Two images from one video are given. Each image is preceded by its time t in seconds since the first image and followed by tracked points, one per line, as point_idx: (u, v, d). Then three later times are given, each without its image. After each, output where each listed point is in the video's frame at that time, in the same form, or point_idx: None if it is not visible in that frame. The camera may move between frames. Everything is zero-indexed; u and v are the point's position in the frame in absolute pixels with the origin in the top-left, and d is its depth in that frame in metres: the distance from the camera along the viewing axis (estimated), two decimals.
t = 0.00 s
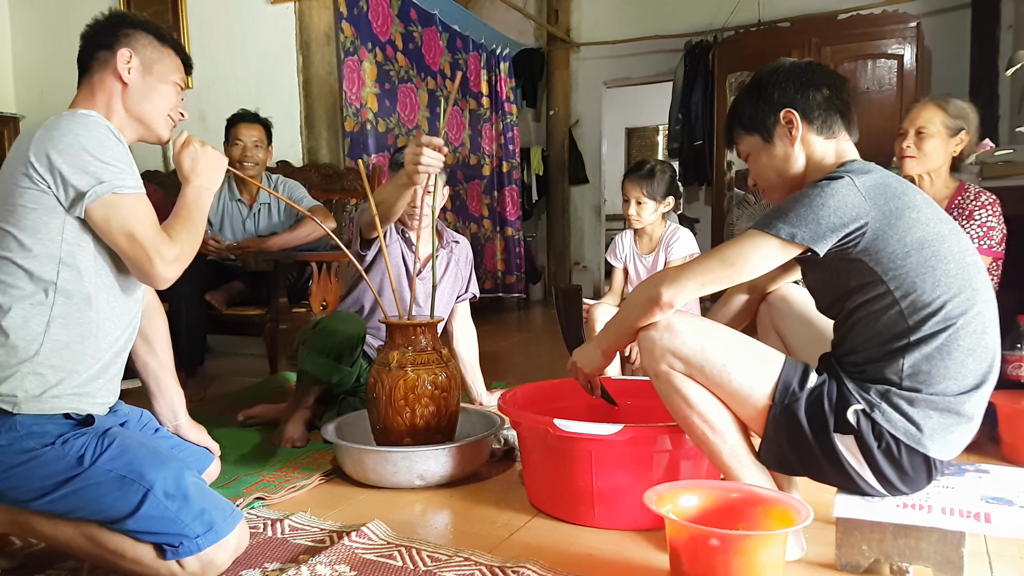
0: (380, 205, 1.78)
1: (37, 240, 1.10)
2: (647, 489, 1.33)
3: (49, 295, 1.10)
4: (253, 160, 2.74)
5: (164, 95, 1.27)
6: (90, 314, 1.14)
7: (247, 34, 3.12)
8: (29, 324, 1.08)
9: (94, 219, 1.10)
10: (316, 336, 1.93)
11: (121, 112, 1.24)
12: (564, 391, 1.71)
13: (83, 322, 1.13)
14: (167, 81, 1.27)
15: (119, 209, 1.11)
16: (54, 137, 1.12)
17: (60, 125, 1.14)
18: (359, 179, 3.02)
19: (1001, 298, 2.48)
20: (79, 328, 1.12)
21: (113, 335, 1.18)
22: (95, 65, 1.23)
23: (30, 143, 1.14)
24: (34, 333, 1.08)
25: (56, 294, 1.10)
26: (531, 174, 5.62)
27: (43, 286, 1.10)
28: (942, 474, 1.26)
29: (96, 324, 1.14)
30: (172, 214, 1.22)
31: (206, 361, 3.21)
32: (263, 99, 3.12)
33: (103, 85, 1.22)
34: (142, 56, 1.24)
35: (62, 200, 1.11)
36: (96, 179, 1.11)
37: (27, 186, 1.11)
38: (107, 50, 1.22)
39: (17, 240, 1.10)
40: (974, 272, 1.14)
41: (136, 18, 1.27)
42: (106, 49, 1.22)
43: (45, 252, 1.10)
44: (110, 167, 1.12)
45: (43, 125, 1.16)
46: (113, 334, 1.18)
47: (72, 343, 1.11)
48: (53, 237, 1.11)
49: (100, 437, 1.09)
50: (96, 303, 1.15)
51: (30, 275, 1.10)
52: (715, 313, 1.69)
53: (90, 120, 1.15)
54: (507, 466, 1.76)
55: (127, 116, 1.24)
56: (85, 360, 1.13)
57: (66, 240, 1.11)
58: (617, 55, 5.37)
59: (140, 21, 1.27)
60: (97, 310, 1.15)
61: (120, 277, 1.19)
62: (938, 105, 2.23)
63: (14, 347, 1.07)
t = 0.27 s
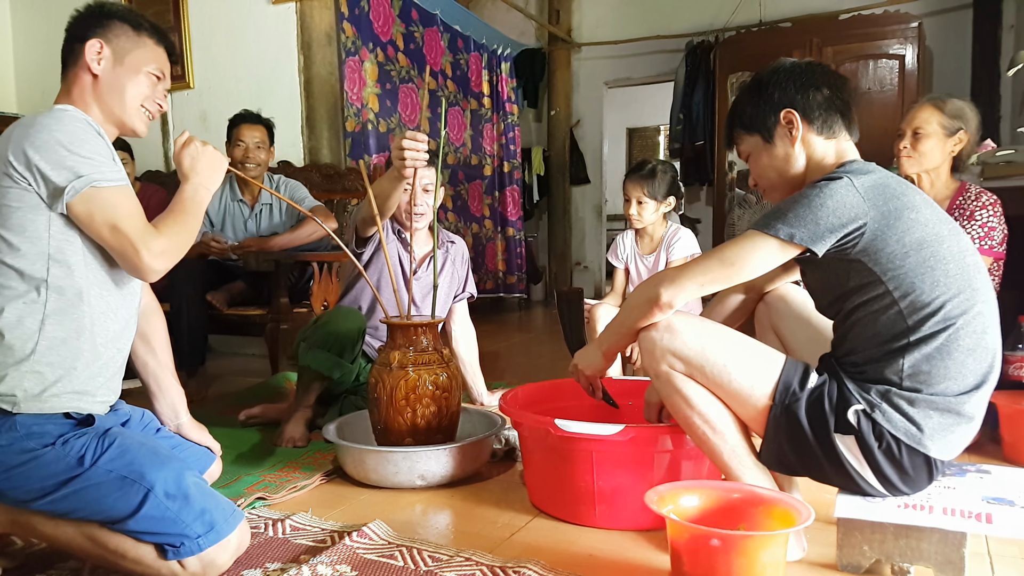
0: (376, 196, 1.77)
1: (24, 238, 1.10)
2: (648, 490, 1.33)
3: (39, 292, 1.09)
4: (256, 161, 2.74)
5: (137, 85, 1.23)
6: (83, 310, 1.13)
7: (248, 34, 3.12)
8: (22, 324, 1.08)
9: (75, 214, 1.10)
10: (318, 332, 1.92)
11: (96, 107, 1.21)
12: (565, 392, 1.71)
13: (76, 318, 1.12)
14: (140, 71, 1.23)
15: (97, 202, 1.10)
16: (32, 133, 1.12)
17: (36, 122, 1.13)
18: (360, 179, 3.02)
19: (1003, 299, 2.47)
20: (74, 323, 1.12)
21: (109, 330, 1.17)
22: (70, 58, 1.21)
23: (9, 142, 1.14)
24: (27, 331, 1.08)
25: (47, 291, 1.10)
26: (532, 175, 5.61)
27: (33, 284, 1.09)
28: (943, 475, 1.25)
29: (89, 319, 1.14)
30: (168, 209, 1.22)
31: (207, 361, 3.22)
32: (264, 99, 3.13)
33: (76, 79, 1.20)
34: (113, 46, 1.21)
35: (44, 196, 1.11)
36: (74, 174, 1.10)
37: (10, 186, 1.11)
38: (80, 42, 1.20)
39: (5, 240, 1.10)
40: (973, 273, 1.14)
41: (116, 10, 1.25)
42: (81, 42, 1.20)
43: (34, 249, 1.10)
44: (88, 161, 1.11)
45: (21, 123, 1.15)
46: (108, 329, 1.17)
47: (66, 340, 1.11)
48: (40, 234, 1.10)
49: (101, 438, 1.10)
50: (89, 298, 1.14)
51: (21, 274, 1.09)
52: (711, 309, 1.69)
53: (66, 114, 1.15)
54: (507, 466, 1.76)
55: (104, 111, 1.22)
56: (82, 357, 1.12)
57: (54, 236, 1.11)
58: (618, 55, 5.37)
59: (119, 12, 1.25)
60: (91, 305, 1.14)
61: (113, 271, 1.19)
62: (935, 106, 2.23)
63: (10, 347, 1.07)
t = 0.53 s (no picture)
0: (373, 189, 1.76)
1: (14, 237, 1.09)
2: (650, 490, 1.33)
3: (30, 291, 1.09)
4: (257, 161, 2.74)
5: (120, 78, 1.23)
6: (75, 307, 1.13)
7: (249, 34, 3.12)
8: (16, 324, 1.08)
9: (66, 211, 1.10)
10: (318, 330, 1.92)
11: (82, 104, 1.22)
12: (566, 392, 1.71)
13: (69, 316, 1.12)
14: (122, 64, 1.23)
15: (85, 197, 1.09)
16: (17, 132, 1.12)
17: (20, 121, 1.13)
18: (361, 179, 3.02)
19: (1004, 299, 2.47)
20: (68, 321, 1.12)
21: (104, 325, 1.18)
22: (49, 55, 1.21)
23: None
24: (21, 331, 1.08)
25: (41, 290, 1.10)
26: (534, 175, 5.60)
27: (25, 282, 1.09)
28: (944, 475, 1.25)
29: (82, 317, 1.14)
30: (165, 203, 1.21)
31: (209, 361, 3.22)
32: (265, 100, 3.13)
33: (58, 77, 1.21)
34: (93, 41, 1.21)
35: (31, 193, 1.10)
36: (60, 170, 1.09)
37: None
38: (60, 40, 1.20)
39: None
40: (974, 273, 1.14)
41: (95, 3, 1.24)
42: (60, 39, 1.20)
43: (24, 248, 1.09)
44: (74, 156, 1.11)
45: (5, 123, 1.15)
46: (102, 325, 1.17)
47: (61, 339, 1.11)
48: (29, 233, 1.10)
49: (101, 438, 1.10)
50: (82, 296, 1.14)
51: (13, 274, 1.09)
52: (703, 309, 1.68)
53: (50, 112, 1.15)
54: (508, 466, 1.76)
55: (90, 108, 1.22)
56: (77, 354, 1.13)
57: (44, 234, 1.10)
58: (619, 56, 5.37)
59: (96, 5, 1.24)
60: (84, 302, 1.14)
61: (105, 266, 1.19)
62: (935, 106, 2.23)
63: (6, 347, 1.07)
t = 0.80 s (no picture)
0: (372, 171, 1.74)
1: (10, 235, 1.10)
2: (651, 490, 1.33)
3: (27, 288, 1.10)
4: (258, 160, 2.75)
5: (113, 76, 1.23)
6: (73, 303, 1.13)
7: (251, 32, 3.12)
8: (14, 321, 1.08)
9: (59, 208, 1.10)
10: (319, 329, 1.92)
11: (76, 104, 1.22)
12: (567, 392, 1.71)
13: (67, 312, 1.12)
14: (115, 62, 1.23)
15: (76, 193, 1.09)
16: (10, 129, 1.12)
17: (14, 118, 1.13)
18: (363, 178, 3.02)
19: (1007, 300, 2.47)
20: (66, 316, 1.12)
21: (102, 322, 1.18)
22: (42, 55, 1.21)
23: None
24: (20, 329, 1.09)
25: (38, 286, 1.10)
26: (536, 174, 5.56)
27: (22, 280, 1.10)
28: (947, 476, 1.25)
29: (80, 312, 1.14)
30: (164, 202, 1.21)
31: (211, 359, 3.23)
32: (267, 99, 3.13)
33: (51, 76, 1.21)
34: (85, 40, 1.21)
35: (25, 190, 1.11)
36: (53, 167, 1.10)
37: None
38: (51, 39, 1.20)
39: None
40: (978, 275, 1.14)
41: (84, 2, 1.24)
42: (52, 38, 1.20)
43: (20, 245, 1.10)
44: (67, 153, 1.11)
45: None
46: (99, 322, 1.17)
47: (60, 335, 1.11)
48: (25, 230, 1.10)
49: (104, 435, 1.10)
50: (79, 292, 1.14)
51: (10, 271, 1.10)
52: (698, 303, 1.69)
53: (43, 109, 1.14)
54: (510, 466, 1.76)
55: (84, 107, 1.22)
56: (76, 350, 1.13)
57: (40, 230, 1.11)
58: (622, 55, 5.37)
59: (83, 4, 1.24)
60: (81, 298, 1.14)
61: (101, 263, 1.18)
62: (938, 107, 2.23)
63: (6, 344, 1.08)
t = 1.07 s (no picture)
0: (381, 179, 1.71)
1: (13, 230, 1.10)
2: (654, 488, 1.33)
3: (30, 284, 1.10)
4: (259, 158, 2.74)
5: (116, 81, 1.25)
6: (75, 299, 1.14)
7: (254, 30, 3.12)
8: (17, 315, 1.08)
9: (60, 206, 1.10)
10: (322, 323, 1.91)
11: (80, 106, 1.23)
12: (571, 391, 1.71)
13: (70, 308, 1.13)
14: (117, 67, 1.25)
15: (79, 191, 1.10)
16: (16, 128, 1.12)
17: (19, 117, 1.14)
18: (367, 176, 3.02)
19: (1010, 299, 2.46)
20: (69, 312, 1.13)
21: (103, 318, 1.18)
22: (44, 59, 1.21)
23: None
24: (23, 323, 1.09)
25: (41, 282, 1.11)
26: (539, 172, 5.55)
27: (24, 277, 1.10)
28: (949, 474, 1.25)
29: (83, 309, 1.14)
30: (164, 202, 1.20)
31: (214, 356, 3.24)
32: (270, 96, 3.14)
33: (55, 78, 1.21)
34: (89, 44, 1.22)
35: (29, 187, 1.11)
36: (58, 166, 1.10)
37: None
38: (54, 42, 1.20)
39: None
40: (981, 273, 1.14)
41: (80, 7, 1.25)
42: (53, 41, 1.20)
43: (24, 241, 1.10)
44: (71, 152, 1.11)
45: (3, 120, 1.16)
46: (101, 318, 1.18)
47: (64, 330, 1.12)
48: (29, 226, 1.10)
49: (112, 429, 1.10)
50: (82, 289, 1.15)
51: (13, 266, 1.10)
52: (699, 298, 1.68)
53: (49, 109, 1.15)
54: (512, 464, 1.76)
55: (88, 108, 1.23)
56: (80, 345, 1.13)
57: (44, 227, 1.11)
58: (625, 53, 5.36)
59: (78, 8, 1.24)
60: (83, 296, 1.15)
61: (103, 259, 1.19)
62: (942, 105, 2.22)
63: (9, 338, 1.08)
